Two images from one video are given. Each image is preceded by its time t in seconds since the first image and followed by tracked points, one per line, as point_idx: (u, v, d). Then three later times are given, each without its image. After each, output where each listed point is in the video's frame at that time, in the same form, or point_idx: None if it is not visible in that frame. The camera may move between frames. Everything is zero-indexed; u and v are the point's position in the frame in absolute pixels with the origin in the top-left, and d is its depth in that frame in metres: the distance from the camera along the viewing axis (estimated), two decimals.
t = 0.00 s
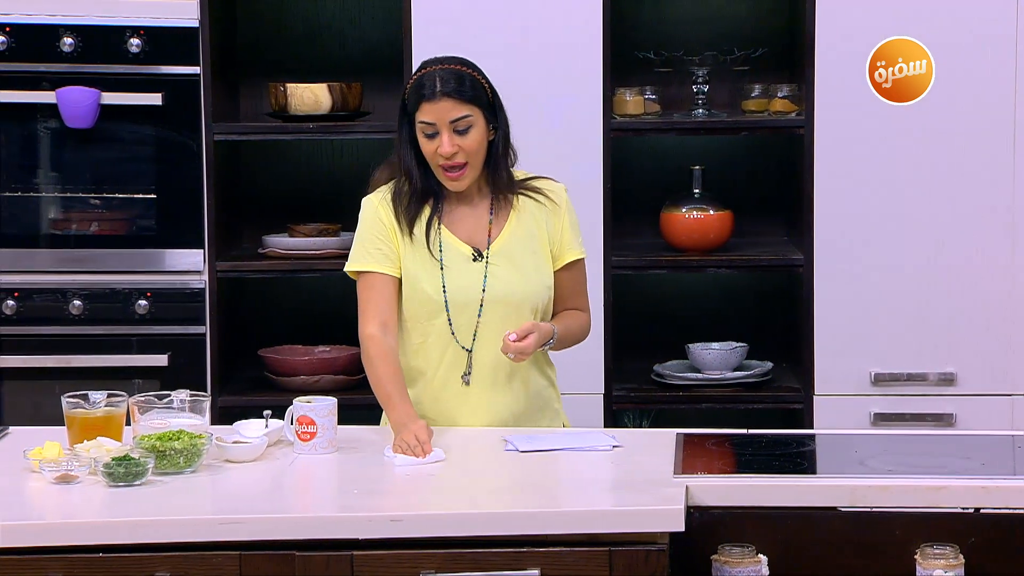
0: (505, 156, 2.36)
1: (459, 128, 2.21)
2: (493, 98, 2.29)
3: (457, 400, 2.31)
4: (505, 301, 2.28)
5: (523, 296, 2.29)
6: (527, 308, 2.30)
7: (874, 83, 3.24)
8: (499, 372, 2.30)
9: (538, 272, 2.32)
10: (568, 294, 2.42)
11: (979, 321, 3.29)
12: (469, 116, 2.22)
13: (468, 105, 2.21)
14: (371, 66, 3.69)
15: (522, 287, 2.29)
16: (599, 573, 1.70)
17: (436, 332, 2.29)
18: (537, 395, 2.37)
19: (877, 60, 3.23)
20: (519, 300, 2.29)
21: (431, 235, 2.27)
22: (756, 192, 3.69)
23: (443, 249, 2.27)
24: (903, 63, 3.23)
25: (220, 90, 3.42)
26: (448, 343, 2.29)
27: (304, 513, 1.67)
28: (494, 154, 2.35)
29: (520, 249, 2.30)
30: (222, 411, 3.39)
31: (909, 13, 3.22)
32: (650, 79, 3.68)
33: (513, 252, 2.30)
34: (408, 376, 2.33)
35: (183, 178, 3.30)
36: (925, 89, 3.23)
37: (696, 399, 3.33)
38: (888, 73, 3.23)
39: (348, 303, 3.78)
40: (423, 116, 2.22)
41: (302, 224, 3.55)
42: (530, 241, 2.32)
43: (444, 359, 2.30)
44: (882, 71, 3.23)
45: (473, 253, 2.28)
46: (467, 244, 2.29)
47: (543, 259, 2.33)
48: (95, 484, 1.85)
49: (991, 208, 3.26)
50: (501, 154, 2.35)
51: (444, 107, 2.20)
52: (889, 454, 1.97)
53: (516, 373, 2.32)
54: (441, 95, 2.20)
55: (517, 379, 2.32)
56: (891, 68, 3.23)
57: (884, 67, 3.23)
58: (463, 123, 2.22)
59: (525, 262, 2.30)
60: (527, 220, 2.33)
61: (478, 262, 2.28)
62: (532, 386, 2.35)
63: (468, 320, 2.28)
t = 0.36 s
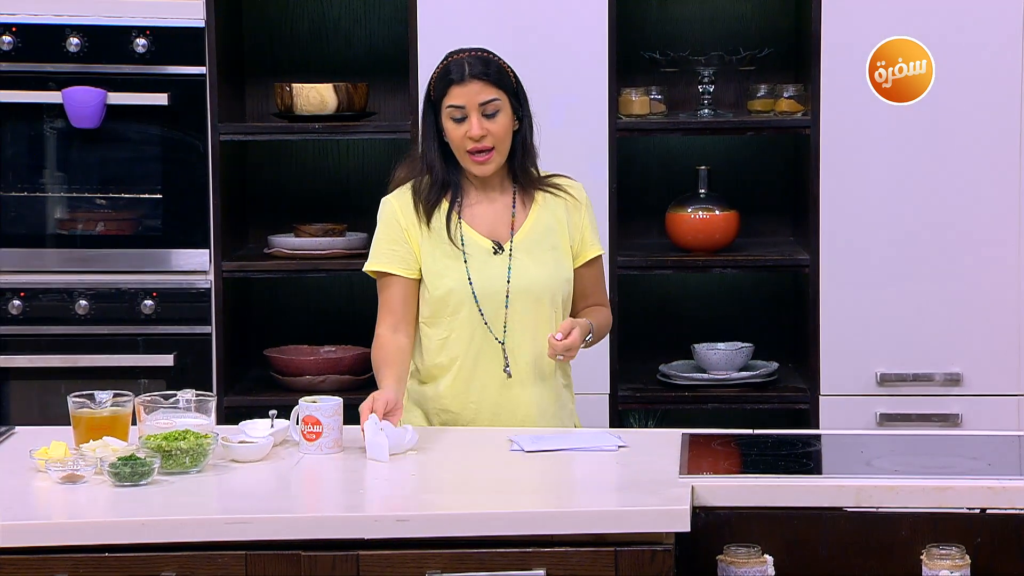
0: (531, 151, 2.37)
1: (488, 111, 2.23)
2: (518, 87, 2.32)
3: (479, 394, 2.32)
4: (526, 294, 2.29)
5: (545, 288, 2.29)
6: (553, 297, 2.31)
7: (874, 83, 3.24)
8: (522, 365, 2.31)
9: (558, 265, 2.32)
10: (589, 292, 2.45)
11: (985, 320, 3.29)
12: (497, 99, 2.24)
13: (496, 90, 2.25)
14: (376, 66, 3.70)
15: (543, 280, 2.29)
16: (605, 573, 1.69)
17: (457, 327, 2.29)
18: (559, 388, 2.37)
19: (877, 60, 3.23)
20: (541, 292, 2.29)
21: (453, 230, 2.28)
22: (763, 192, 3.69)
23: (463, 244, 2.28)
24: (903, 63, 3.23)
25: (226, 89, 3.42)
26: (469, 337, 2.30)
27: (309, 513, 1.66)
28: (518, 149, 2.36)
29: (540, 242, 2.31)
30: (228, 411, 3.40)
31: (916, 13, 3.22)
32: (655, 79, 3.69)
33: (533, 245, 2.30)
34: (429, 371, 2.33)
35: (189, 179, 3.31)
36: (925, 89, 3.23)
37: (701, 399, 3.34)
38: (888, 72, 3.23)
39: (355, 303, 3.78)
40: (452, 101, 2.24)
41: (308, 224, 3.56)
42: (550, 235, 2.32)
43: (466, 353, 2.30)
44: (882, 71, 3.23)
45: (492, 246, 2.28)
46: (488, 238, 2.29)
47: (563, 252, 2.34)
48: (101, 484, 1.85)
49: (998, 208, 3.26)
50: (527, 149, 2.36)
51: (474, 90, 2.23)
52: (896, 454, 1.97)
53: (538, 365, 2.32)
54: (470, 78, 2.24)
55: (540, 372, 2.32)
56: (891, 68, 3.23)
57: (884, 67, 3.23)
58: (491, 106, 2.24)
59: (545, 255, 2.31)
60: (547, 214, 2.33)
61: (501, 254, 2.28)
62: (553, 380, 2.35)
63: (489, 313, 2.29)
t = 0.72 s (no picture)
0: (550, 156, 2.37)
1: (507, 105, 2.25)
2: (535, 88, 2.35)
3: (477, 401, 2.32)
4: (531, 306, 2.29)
5: (552, 302, 2.30)
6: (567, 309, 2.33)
7: (874, 83, 3.24)
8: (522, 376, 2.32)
9: (566, 279, 2.32)
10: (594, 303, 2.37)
11: (984, 320, 3.29)
12: (516, 94, 2.27)
13: (515, 85, 2.27)
14: (376, 66, 3.70)
15: (551, 294, 2.29)
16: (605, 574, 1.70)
17: (461, 333, 2.30)
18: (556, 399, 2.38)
19: (877, 60, 3.23)
20: (547, 306, 2.30)
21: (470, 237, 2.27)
22: (763, 191, 3.69)
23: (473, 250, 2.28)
24: (903, 63, 3.23)
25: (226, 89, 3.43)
26: (473, 344, 2.30)
27: (310, 513, 1.66)
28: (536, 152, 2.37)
29: (550, 254, 2.31)
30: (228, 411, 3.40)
31: (915, 13, 3.22)
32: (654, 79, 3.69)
33: (543, 257, 2.30)
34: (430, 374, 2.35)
35: (189, 179, 3.31)
36: (925, 89, 3.23)
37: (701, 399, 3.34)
38: (888, 72, 3.23)
39: (355, 303, 3.78)
40: (471, 97, 2.27)
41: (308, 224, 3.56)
42: (561, 248, 2.32)
43: (467, 360, 2.31)
44: (882, 71, 3.23)
45: (503, 256, 2.28)
46: (500, 247, 2.29)
47: (572, 266, 2.33)
48: (101, 484, 1.85)
49: (998, 209, 3.26)
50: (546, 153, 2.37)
51: (493, 85, 2.26)
52: (896, 454, 1.97)
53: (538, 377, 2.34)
54: (489, 74, 2.27)
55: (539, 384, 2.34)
56: (891, 68, 3.23)
57: (884, 67, 3.23)
58: (510, 101, 2.26)
59: (554, 268, 2.31)
60: (559, 225, 2.33)
61: (517, 265, 2.29)
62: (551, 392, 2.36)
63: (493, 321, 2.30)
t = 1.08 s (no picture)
0: (544, 157, 2.36)
1: (501, 124, 2.18)
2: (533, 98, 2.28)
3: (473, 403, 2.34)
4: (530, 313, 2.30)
5: (550, 308, 2.31)
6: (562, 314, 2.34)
7: (874, 83, 3.24)
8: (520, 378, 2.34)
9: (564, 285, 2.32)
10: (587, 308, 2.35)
11: (984, 320, 3.29)
12: (512, 112, 2.19)
13: (511, 102, 2.19)
14: (376, 66, 3.70)
15: (549, 300, 2.30)
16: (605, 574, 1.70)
17: (460, 337, 2.30)
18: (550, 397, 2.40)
19: (877, 60, 3.23)
20: (546, 312, 2.30)
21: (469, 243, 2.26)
22: (764, 190, 3.69)
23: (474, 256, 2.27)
24: (903, 63, 3.23)
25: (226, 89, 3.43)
26: (471, 348, 2.30)
27: (310, 513, 1.66)
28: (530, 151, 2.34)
29: (549, 260, 2.30)
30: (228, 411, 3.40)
31: (915, 13, 3.22)
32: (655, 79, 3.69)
33: (541, 264, 2.30)
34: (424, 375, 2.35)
35: (189, 179, 3.31)
36: (925, 89, 3.23)
37: (701, 399, 3.34)
38: (888, 72, 3.23)
39: (355, 302, 3.78)
40: (464, 111, 2.19)
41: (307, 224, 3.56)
42: (560, 254, 2.32)
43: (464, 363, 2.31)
44: (882, 71, 3.23)
45: (502, 263, 2.28)
46: (498, 254, 2.29)
47: (570, 272, 2.34)
48: (101, 484, 1.84)
49: (999, 209, 3.26)
50: (540, 155, 2.36)
51: (488, 103, 2.17)
52: (896, 454, 1.97)
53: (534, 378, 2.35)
54: (485, 91, 2.18)
55: (535, 386, 2.35)
56: (891, 68, 3.23)
57: (884, 67, 3.23)
58: (505, 119, 2.19)
59: (554, 274, 2.30)
60: (556, 230, 2.32)
61: (514, 271, 2.29)
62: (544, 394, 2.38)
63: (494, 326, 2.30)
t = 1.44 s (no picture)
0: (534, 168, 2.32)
1: (493, 145, 2.14)
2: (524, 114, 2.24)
3: (481, 410, 2.33)
4: (538, 325, 2.27)
5: (556, 317, 2.28)
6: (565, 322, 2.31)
7: (874, 83, 3.24)
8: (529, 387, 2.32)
9: (566, 290, 2.31)
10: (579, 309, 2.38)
11: (984, 320, 3.29)
12: (504, 133, 2.15)
13: (504, 124, 2.15)
14: (376, 66, 3.70)
15: (553, 310, 2.27)
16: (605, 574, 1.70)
17: (467, 352, 2.26)
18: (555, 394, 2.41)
19: (877, 60, 3.23)
20: (552, 322, 2.27)
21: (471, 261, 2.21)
22: (763, 191, 3.69)
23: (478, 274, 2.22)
24: (903, 63, 3.23)
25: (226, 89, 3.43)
26: (478, 363, 2.27)
27: (310, 513, 1.66)
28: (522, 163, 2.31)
29: (549, 266, 2.29)
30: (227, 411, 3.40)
31: (916, 13, 3.22)
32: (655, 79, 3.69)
33: (541, 274, 2.28)
34: (430, 387, 2.32)
35: (189, 179, 3.31)
36: (925, 89, 3.23)
37: (701, 399, 3.34)
38: (888, 73, 3.23)
39: (355, 303, 3.79)
40: (455, 131, 2.14)
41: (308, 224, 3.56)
42: (558, 259, 2.31)
43: (473, 376, 2.29)
44: (882, 71, 3.23)
45: (509, 279, 2.24)
46: (503, 268, 2.25)
47: (568, 274, 2.34)
48: (101, 484, 1.84)
49: (999, 209, 3.26)
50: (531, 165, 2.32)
51: (480, 125, 2.12)
52: (896, 454, 1.97)
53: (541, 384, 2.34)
54: (476, 113, 2.13)
55: (541, 393, 2.35)
56: (891, 68, 3.23)
57: (884, 67, 3.23)
58: (497, 140, 2.15)
59: (555, 281, 2.29)
60: (551, 237, 2.31)
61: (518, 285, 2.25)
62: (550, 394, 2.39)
63: (502, 342, 2.26)
